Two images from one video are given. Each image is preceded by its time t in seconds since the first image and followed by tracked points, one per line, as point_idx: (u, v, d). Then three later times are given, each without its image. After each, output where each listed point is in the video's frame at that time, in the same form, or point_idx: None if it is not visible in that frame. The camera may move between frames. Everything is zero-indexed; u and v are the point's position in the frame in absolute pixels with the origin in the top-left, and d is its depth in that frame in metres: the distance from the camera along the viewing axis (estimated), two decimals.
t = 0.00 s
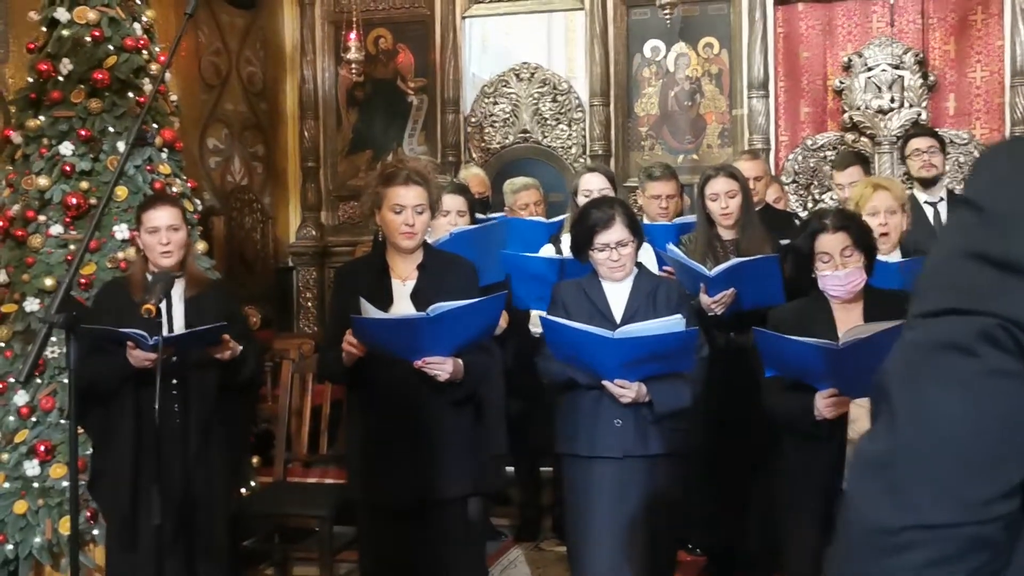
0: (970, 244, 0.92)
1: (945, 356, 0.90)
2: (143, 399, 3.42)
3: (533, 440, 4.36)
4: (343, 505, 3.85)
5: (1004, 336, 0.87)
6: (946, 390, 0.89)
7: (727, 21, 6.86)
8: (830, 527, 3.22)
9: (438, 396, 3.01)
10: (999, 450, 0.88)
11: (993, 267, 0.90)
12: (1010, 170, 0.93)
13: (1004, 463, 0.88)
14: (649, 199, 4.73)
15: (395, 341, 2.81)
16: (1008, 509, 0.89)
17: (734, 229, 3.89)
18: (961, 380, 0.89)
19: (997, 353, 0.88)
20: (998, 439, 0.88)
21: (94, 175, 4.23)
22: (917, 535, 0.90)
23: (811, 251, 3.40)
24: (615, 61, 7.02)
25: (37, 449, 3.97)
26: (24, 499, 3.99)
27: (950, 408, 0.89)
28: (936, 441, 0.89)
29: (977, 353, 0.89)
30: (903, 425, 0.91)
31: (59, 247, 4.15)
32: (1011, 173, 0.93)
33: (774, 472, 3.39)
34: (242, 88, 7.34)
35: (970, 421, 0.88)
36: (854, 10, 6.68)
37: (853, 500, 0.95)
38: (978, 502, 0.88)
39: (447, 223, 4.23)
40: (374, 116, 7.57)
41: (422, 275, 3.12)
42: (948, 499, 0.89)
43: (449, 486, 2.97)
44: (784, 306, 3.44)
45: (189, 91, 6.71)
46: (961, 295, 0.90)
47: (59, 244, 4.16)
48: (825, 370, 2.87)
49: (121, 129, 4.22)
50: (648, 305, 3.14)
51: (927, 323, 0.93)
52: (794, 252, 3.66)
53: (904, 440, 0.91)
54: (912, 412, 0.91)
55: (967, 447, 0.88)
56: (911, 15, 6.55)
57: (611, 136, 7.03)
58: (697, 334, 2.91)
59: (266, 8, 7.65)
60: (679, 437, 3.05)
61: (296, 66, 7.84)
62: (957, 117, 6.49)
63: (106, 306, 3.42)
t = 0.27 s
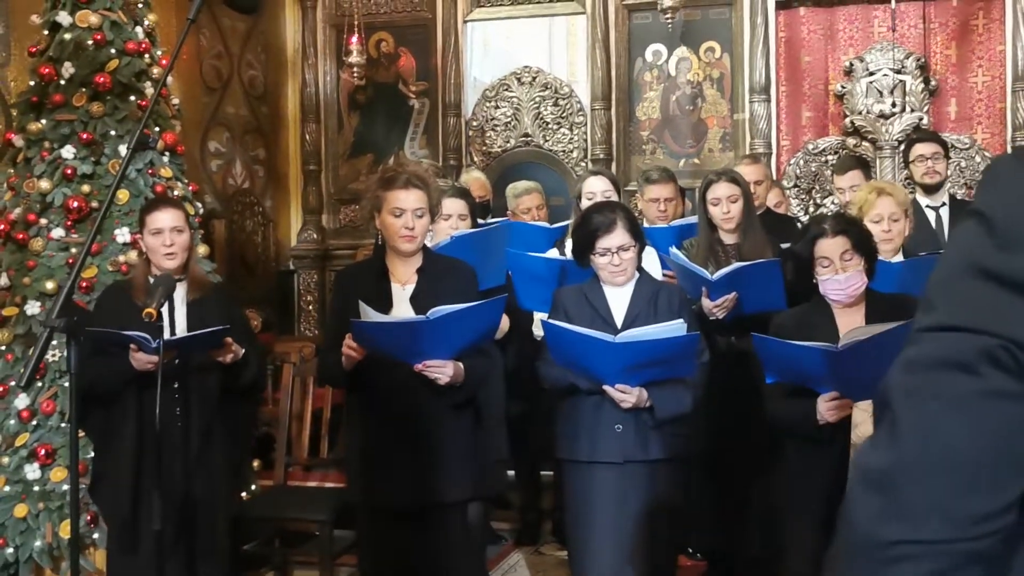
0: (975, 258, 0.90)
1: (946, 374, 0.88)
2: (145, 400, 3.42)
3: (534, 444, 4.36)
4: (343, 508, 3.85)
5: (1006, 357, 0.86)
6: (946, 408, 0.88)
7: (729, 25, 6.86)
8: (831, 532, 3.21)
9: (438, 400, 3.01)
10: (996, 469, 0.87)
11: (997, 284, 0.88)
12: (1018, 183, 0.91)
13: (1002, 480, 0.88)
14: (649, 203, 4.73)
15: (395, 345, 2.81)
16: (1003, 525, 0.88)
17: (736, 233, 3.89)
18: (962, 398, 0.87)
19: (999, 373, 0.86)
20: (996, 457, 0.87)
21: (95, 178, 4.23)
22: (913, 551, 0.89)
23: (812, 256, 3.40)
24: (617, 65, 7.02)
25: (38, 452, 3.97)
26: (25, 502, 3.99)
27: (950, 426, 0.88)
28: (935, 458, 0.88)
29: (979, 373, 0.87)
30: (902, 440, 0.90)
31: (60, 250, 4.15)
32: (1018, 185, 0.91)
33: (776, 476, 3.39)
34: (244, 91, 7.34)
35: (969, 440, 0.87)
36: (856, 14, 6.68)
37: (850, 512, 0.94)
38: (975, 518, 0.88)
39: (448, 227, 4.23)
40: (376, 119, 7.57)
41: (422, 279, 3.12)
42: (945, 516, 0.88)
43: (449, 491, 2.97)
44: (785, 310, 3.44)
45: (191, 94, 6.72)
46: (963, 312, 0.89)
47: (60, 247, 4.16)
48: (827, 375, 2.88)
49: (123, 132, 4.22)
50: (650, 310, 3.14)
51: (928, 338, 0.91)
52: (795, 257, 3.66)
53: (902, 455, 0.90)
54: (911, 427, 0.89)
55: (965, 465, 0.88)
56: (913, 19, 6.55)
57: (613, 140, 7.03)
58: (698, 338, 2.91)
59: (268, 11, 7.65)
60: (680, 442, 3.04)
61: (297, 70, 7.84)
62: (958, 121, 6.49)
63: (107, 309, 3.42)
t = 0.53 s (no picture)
0: (961, 278, 0.90)
1: (927, 395, 0.88)
2: (145, 402, 3.42)
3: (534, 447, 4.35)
4: (343, 511, 3.85)
5: (986, 378, 0.85)
6: (926, 430, 0.88)
7: (729, 28, 6.86)
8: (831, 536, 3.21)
9: (438, 404, 3.01)
10: (981, 492, 0.87)
11: (981, 305, 0.88)
12: (1006, 203, 0.91)
13: (984, 501, 0.88)
14: (648, 205, 4.73)
15: (394, 348, 2.81)
16: (986, 544, 0.88)
17: (736, 236, 3.89)
18: (943, 420, 0.87)
19: (978, 394, 0.86)
20: (978, 480, 0.87)
21: (96, 181, 4.24)
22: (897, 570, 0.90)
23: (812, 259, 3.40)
24: (617, 68, 7.02)
25: (38, 455, 3.97)
26: (25, 505, 3.99)
27: (930, 447, 0.88)
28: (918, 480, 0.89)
29: (959, 395, 0.87)
30: (885, 461, 0.91)
31: (60, 253, 4.15)
32: (1005, 206, 0.91)
33: (776, 479, 3.39)
34: (244, 93, 7.34)
35: (951, 463, 0.87)
36: (856, 17, 6.68)
37: (837, 528, 0.96)
38: (957, 539, 0.88)
39: (448, 229, 4.22)
40: (376, 122, 7.57)
41: (419, 282, 3.12)
42: (926, 537, 0.89)
43: (449, 494, 2.97)
44: (785, 313, 3.44)
45: (191, 97, 6.72)
46: (945, 333, 0.89)
47: (60, 250, 4.16)
48: (829, 374, 2.89)
49: (123, 135, 4.23)
50: (650, 313, 3.14)
51: (911, 358, 0.91)
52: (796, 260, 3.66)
53: (885, 477, 0.91)
54: (893, 448, 0.90)
55: (948, 488, 0.88)
56: (913, 22, 6.55)
57: (613, 142, 7.04)
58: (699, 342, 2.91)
59: (268, 14, 7.65)
60: (680, 445, 3.04)
61: (298, 72, 7.85)
62: (959, 124, 6.49)
63: (107, 312, 3.42)
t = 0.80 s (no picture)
0: (936, 298, 0.96)
1: (908, 413, 0.95)
2: (146, 404, 3.43)
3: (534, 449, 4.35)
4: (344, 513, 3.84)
5: (962, 396, 0.92)
6: (908, 446, 0.94)
7: (730, 29, 6.85)
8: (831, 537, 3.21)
9: (439, 406, 3.01)
10: (954, 500, 0.95)
11: (957, 325, 0.94)
12: (977, 227, 0.97)
13: (961, 510, 0.95)
14: (648, 206, 4.73)
15: (395, 353, 2.80)
16: (966, 554, 0.97)
17: (737, 238, 3.89)
18: (924, 437, 0.94)
19: (955, 411, 0.93)
20: (955, 492, 0.94)
21: (97, 183, 4.25)
22: None
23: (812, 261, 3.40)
24: (618, 69, 7.02)
25: (39, 457, 3.97)
26: (25, 507, 3.99)
27: (912, 463, 0.94)
28: (900, 494, 0.95)
29: (937, 412, 0.93)
30: (869, 475, 0.97)
31: (61, 254, 4.16)
32: (978, 228, 0.97)
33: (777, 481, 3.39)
34: (244, 94, 7.34)
35: (931, 477, 0.94)
36: (857, 18, 6.67)
37: (820, 538, 1.02)
38: (937, 547, 0.96)
39: (448, 231, 4.21)
40: (377, 123, 7.57)
41: (419, 284, 3.11)
42: (907, 544, 0.96)
43: (450, 495, 2.97)
44: (786, 315, 3.43)
45: (192, 98, 6.73)
46: (925, 352, 0.94)
47: (61, 252, 4.16)
48: (830, 378, 2.88)
49: (124, 137, 4.23)
50: (650, 315, 3.14)
51: (891, 375, 0.97)
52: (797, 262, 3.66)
53: (869, 490, 0.97)
54: (877, 464, 0.96)
55: (928, 500, 0.95)
56: (914, 23, 6.54)
57: (614, 144, 7.03)
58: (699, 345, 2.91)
59: (269, 15, 7.66)
60: (681, 447, 3.04)
61: (299, 73, 7.85)
62: (960, 125, 6.48)
63: (108, 314, 3.42)
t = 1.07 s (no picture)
0: (903, 316, 0.96)
1: (880, 430, 0.96)
2: (145, 404, 3.42)
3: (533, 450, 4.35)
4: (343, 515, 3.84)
5: (932, 412, 0.93)
6: (881, 463, 0.95)
7: (729, 31, 6.86)
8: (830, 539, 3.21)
9: (437, 408, 3.01)
10: (930, 517, 0.95)
11: (924, 343, 0.94)
12: (943, 242, 0.96)
13: (936, 525, 0.95)
14: (647, 207, 4.73)
15: (393, 359, 2.80)
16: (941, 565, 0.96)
17: (735, 239, 3.89)
18: (895, 454, 0.95)
19: (926, 427, 0.93)
20: (928, 507, 0.95)
21: (95, 184, 4.25)
22: None
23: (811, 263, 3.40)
24: (617, 70, 7.03)
25: (38, 458, 3.97)
26: (24, 508, 3.99)
27: (885, 479, 0.95)
28: (874, 511, 0.96)
29: (909, 428, 0.94)
30: (843, 492, 0.97)
31: (59, 255, 4.16)
32: (945, 243, 0.96)
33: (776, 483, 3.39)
34: (244, 95, 7.35)
35: (904, 493, 0.95)
36: (856, 19, 6.67)
37: (799, 557, 1.02)
38: (913, 562, 0.96)
39: (447, 232, 4.21)
40: (376, 124, 7.57)
41: (417, 286, 3.11)
42: (884, 562, 0.96)
43: (448, 496, 2.97)
44: (785, 317, 3.43)
45: (191, 99, 6.73)
46: (895, 369, 0.95)
47: (59, 253, 4.16)
48: (826, 383, 2.89)
49: (123, 137, 4.23)
50: (649, 316, 3.14)
51: (863, 393, 0.98)
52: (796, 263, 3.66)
53: (843, 507, 0.97)
54: (850, 481, 0.97)
55: (902, 516, 0.95)
56: (913, 24, 6.55)
57: (613, 145, 7.04)
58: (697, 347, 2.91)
59: (268, 16, 7.66)
60: (679, 449, 3.04)
61: (298, 74, 7.85)
62: (959, 127, 6.48)
63: (104, 315, 3.42)
